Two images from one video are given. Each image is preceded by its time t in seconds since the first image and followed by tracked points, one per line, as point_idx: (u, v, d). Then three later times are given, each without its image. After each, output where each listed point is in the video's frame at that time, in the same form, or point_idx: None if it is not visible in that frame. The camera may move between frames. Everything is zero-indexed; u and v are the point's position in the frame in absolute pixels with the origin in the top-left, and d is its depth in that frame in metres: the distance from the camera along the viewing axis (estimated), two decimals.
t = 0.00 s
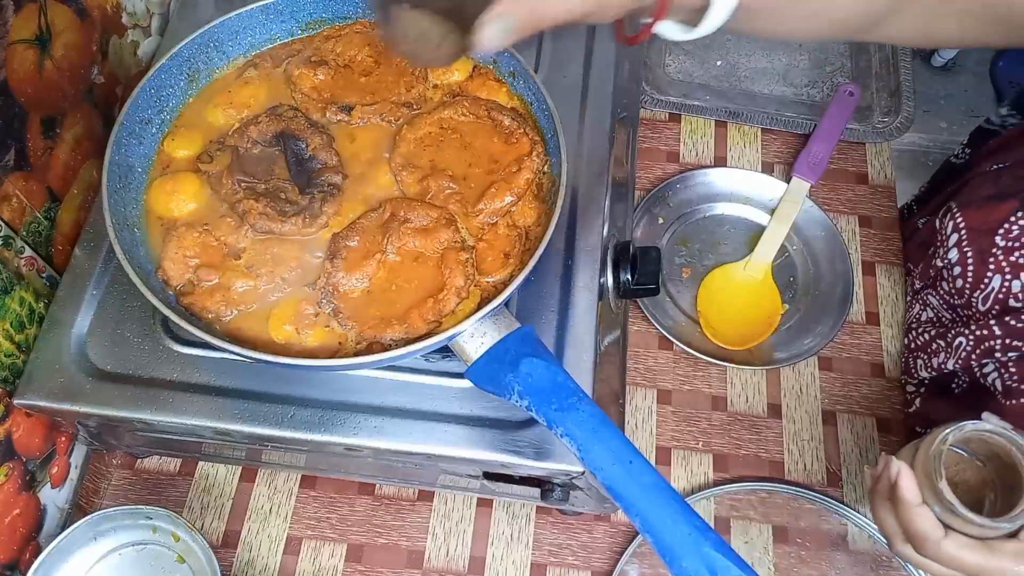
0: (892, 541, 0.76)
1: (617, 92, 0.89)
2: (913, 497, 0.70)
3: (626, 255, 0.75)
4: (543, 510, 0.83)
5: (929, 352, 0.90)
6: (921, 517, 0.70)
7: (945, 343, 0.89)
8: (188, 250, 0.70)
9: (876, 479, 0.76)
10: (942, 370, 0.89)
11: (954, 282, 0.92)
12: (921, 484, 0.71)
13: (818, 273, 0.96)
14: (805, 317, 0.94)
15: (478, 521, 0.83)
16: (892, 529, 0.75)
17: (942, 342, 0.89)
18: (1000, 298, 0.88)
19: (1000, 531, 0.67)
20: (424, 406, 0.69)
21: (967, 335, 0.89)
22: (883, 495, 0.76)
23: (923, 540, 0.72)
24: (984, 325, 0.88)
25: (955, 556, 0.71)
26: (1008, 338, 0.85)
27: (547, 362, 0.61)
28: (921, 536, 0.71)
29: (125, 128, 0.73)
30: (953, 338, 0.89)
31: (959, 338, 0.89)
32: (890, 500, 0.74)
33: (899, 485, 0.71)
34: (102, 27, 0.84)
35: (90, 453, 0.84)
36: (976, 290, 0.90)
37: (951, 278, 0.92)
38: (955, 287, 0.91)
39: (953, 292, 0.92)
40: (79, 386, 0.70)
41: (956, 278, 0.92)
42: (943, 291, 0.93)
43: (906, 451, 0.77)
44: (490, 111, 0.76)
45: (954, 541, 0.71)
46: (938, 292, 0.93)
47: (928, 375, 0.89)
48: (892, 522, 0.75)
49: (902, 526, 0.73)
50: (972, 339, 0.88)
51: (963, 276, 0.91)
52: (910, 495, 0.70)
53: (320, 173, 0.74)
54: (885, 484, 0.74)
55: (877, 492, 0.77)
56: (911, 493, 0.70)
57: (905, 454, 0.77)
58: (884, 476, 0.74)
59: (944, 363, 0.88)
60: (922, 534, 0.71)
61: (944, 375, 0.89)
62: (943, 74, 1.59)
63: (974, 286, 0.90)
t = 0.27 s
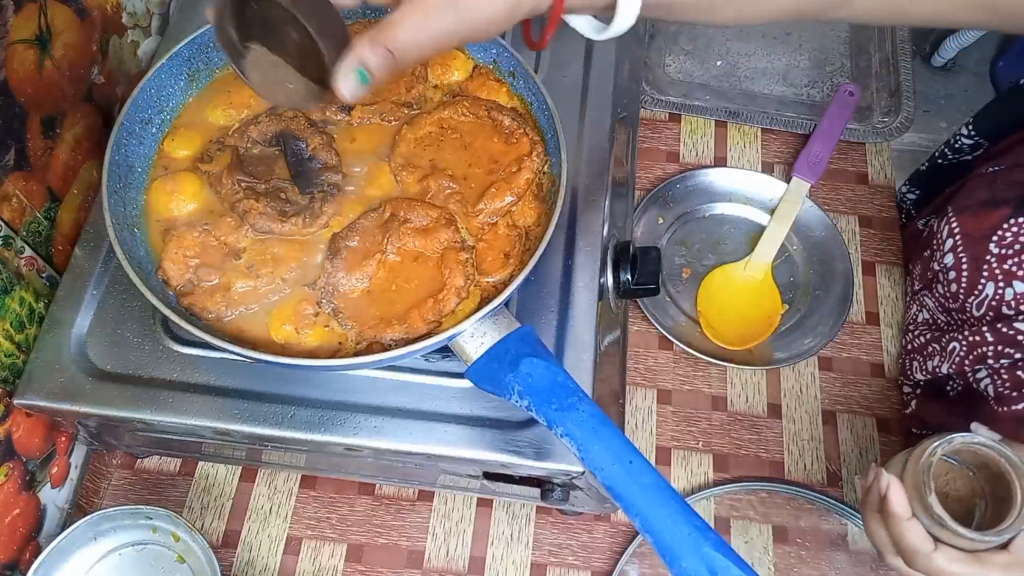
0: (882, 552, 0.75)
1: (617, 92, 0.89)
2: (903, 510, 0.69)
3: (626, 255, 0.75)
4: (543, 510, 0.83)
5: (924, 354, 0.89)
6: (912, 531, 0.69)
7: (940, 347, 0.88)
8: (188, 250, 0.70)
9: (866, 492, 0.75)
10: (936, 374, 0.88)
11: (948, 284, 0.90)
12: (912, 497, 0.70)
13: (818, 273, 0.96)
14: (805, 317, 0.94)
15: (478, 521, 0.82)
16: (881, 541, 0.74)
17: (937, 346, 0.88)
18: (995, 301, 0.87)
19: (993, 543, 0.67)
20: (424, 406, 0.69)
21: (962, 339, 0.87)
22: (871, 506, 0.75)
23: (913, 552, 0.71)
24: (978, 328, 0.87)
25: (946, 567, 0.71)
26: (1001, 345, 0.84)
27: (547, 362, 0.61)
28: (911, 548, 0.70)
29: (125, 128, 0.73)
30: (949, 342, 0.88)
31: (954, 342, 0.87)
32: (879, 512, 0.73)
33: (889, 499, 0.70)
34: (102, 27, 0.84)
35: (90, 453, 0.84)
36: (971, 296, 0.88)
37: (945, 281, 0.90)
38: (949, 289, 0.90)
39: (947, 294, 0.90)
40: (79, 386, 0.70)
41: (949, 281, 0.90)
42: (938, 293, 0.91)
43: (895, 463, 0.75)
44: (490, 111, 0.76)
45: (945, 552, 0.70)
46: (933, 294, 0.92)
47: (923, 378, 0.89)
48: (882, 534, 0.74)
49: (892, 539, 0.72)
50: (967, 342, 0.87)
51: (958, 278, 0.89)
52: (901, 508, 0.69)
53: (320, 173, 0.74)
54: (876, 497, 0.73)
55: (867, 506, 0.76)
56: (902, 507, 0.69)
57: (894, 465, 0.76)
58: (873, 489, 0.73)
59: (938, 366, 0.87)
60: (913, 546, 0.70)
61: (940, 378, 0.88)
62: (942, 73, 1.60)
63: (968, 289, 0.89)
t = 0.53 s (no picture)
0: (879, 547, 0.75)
1: (616, 92, 0.89)
2: (899, 504, 0.70)
3: (626, 255, 0.75)
4: (543, 510, 0.83)
5: (922, 354, 0.89)
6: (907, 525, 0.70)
7: (938, 345, 0.88)
8: (188, 250, 0.69)
9: (865, 487, 0.76)
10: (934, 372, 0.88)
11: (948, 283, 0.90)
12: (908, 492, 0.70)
13: (818, 273, 0.96)
14: (805, 317, 0.94)
15: (478, 521, 0.82)
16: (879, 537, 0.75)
17: (936, 344, 0.88)
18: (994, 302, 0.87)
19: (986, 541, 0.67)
20: (424, 406, 0.69)
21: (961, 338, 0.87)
22: (869, 502, 0.76)
23: (908, 547, 0.71)
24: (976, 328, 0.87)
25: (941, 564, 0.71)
26: (998, 343, 0.85)
27: (547, 362, 0.61)
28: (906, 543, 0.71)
29: (125, 127, 0.73)
30: (947, 341, 0.88)
31: (952, 341, 0.88)
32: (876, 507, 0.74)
33: (885, 492, 0.70)
34: (102, 28, 0.84)
35: (90, 453, 0.84)
36: (970, 294, 0.89)
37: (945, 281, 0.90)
38: (949, 288, 0.90)
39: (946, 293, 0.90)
40: (79, 386, 0.70)
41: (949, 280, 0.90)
42: (937, 293, 0.91)
43: (893, 458, 0.76)
44: (490, 111, 0.76)
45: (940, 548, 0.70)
46: (932, 293, 0.92)
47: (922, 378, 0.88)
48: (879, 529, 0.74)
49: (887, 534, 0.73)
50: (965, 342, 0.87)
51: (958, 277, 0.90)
52: (897, 502, 0.70)
53: (320, 173, 0.74)
54: (872, 491, 0.74)
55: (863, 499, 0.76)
56: (897, 501, 0.70)
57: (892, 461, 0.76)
58: (870, 483, 0.74)
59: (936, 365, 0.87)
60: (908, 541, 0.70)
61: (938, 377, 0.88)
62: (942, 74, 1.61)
63: (967, 289, 0.89)
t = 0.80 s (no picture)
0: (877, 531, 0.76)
1: (616, 92, 0.89)
2: (898, 486, 0.71)
3: (626, 256, 0.75)
4: (543, 510, 0.83)
5: (926, 350, 0.90)
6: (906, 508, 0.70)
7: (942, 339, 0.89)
8: (188, 250, 0.69)
9: (865, 469, 0.76)
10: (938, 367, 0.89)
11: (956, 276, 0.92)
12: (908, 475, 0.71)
13: (818, 273, 0.96)
14: (805, 317, 0.94)
15: (478, 521, 0.82)
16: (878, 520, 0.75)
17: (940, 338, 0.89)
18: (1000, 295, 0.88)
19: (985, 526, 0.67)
20: (424, 406, 0.69)
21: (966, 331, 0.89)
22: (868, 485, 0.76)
23: (906, 531, 0.72)
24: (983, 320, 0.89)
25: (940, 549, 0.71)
26: (1003, 333, 0.86)
27: (547, 362, 0.61)
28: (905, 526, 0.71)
29: (125, 127, 0.73)
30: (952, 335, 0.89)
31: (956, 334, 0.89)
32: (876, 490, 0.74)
33: (885, 473, 0.71)
34: (102, 28, 0.84)
35: (90, 453, 0.84)
36: (977, 286, 0.90)
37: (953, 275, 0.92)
38: (958, 283, 0.92)
39: (954, 287, 0.92)
40: (79, 387, 0.70)
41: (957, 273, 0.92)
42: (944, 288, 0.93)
43: (894, 442, 0.77)
44: (490, 111, 0.76)
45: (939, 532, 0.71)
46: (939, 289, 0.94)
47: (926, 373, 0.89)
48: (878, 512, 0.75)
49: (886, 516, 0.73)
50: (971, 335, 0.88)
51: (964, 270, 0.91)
52: (896, 484, 0.70)
53: (320, 173, 0.74)
54: (873, 473, 0.74)
55: (863, 481, 0.77)
56: (897, 483, 0.70)
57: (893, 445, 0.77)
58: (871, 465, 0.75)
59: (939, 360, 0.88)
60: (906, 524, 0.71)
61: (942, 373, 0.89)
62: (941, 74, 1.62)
63: (974, 281, 0.90)
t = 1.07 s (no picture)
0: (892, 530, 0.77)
1: (616, 92, 0.89)
2: (916, 488, 0.71)
3: (626, 256, 0.75)
4: (543, 510, 0.83)
5: (934, 353, 0.91)
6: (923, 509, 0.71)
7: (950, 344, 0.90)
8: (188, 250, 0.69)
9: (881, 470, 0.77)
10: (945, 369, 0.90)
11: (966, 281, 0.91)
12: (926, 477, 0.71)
13: (818, 273, 0.96)
14: (805, 317, 0.94)
15: (478, 521, 0.82)
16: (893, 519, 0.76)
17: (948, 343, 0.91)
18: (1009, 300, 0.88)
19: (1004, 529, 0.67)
20: (424, 406, 0.69)
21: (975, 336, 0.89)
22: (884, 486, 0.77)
23: (923, 531, 0.72)
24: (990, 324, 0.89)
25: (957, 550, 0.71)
26: (1013, 339, 0.86)
27: (547, 362, 0.61)
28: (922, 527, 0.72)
29: (125, 127, 0.73)
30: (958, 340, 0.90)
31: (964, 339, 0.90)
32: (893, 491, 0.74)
33: (903, 476, 0.71)
34: (102, 28, 0.84)
35: (90, 453, 0.84)
36: (988, 290, 0.89)
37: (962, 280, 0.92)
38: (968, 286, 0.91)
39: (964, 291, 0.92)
40: (79, 387, 0.70)
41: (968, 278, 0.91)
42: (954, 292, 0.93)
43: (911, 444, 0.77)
44: (490, 111, 0.76)
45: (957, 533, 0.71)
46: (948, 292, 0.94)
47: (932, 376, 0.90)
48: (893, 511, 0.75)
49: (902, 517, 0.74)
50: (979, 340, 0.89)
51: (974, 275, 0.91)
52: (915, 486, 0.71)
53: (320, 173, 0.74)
54: (889, 475, 0.75)
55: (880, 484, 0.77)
56: (915, 485, 0.71)
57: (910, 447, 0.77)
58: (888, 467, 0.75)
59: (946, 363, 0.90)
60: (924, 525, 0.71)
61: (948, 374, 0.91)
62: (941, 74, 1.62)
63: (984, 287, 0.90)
